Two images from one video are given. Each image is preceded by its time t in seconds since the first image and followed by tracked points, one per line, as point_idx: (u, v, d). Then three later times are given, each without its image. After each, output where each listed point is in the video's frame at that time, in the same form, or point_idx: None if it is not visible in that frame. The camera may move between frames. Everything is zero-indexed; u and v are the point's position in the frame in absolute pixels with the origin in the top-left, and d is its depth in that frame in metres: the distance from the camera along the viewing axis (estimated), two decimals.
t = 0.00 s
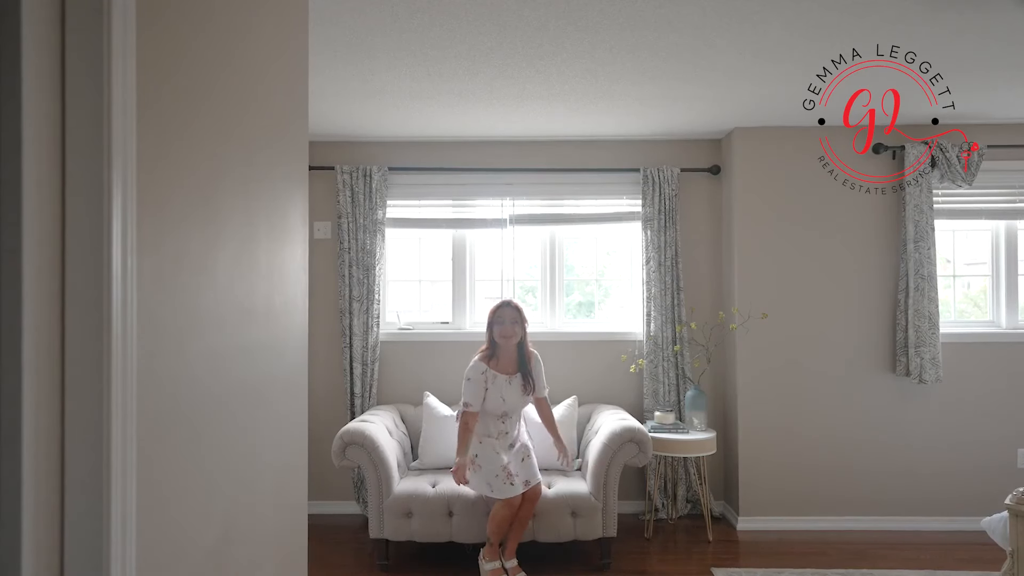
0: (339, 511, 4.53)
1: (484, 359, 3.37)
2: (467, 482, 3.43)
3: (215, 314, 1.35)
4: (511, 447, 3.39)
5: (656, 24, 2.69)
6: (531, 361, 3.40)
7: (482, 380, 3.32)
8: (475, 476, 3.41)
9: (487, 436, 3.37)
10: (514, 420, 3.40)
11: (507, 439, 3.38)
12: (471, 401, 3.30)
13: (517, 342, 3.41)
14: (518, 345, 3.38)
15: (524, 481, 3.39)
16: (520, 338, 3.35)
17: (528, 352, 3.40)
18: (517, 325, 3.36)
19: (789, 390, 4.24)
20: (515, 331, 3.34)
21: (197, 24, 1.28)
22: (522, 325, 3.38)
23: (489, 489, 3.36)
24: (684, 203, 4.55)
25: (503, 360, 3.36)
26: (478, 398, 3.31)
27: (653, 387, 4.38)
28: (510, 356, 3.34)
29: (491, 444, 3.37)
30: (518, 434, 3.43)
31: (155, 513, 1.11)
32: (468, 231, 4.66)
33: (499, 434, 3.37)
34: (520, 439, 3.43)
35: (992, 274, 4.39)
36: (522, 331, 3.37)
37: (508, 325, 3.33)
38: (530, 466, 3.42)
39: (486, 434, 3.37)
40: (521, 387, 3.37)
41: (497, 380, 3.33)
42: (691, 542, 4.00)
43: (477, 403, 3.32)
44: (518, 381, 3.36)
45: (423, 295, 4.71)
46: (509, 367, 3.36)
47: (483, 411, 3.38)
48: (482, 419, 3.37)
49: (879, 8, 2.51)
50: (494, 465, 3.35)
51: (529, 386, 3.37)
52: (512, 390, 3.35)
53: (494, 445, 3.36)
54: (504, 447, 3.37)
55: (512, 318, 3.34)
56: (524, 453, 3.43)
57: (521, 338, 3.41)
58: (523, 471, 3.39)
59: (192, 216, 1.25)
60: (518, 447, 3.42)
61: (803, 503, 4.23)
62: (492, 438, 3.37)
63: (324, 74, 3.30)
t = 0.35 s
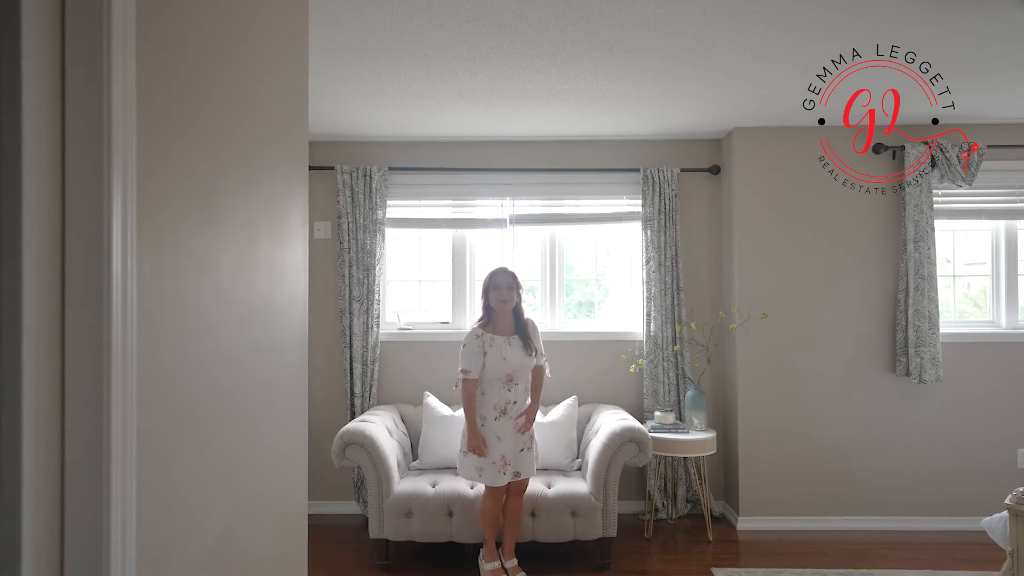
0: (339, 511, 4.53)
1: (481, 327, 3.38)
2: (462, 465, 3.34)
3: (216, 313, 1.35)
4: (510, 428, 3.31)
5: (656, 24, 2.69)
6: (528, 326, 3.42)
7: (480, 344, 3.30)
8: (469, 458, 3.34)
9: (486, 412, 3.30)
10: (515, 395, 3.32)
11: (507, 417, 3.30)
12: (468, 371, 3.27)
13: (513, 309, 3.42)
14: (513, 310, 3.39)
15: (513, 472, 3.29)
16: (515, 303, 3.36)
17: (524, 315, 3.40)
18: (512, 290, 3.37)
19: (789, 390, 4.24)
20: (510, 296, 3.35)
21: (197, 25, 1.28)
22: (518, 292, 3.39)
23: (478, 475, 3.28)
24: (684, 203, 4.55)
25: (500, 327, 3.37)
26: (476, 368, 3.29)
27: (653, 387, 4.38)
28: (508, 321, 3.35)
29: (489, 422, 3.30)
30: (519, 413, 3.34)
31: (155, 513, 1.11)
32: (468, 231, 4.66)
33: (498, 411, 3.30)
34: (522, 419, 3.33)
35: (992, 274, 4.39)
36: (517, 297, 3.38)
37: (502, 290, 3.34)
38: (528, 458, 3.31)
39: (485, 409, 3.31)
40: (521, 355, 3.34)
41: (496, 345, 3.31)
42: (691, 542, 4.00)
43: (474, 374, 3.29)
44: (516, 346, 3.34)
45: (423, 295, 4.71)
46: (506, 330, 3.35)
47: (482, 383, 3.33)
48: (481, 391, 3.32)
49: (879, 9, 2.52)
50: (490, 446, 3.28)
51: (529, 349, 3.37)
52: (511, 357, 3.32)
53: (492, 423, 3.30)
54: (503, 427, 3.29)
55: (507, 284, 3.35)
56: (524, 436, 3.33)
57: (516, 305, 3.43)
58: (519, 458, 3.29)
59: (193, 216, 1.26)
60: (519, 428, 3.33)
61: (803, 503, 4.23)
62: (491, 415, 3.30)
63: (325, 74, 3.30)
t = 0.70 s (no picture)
0: (338, 510, 4.53)
1: (482, 326, 3.38)
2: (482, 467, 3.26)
3: (216, 313, 1.36)
4: (524, 424, 3.27)
5: (656, 24, 2.69)
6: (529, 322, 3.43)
7: (482, 342, 3.30)
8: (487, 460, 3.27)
9: (499, 410, 3.25)
10: (525, 390, 3.30)
11: (520, 412, 3.27)
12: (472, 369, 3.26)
13: (513, 309, 3.43)
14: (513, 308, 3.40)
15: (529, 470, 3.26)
16: (515, 302, 3.37)
17: (525, 314, 3.42)
18: (512, 291, 3.37)
19: (789, 390, 4.24)
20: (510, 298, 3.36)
21: (198, 25, 1.28)
22: (517, 289, 3.40)
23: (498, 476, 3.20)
24: (684, 202, 4.55)
25: (501, 325, 3.38)
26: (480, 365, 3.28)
27: (653, 387, 4.39)
28: (508, 321, 3.37)
29: (502, 420, 3.25)
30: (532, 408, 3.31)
31: (155, 512, 1.11)
32: (468, 231, 4.67)
33: (510, 407, 3.26)
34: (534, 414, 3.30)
35: (991, 274, 4.40)
36: (516, 298, 3.39)
37: (502, 292, 3.35)
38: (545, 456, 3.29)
39: (497, 406, 3.26)
40: (524, 349, 3.35)
41: (498, 341, 3.31)
42: (691, 541, 4.00)
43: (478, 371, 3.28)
44: (519, 341, 3.36)
45: (423, 295, 4.71)
46: (508, 329, 3.36)
47: (489, 380, 3.30)
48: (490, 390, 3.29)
49: (880, 8, 2.52)
50: (507, 445, 3.22)
51: (531, 344, 3.38)
52: (515, 353, 3.32)
53: (506, 421, 3.25)
54: (518, 424, 3.25)
55: (506, 283, 3.36)
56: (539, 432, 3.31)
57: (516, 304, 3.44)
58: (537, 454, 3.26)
59: (194, 216, 1.26)
60: (533, 424, 3.29)
61: (803, 503, 4.23)
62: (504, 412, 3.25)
63: (326, 73, 3.30)
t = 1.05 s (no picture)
0: (334, 510, 4.52)
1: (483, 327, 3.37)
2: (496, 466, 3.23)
3: (213, 313, 1.36)
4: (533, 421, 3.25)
5: (653, 23, 2.69)
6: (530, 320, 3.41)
7: (483, 343, 3.28)
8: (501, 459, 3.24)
9: (506, 409, 3.23)
10: (530, 388, 3.28)
11: (527, 410, 3.25)
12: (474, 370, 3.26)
13: (514, 309, 3.42)
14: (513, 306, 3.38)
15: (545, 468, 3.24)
16: (516, 301, 3.36)
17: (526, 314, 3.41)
18: (512, 291, 3.37)
19: (786, 389, 4.25)
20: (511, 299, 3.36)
21: (197, 26, 1.28)
22: (516, 288, 3.39)
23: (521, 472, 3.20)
24: (680, 202, 4.56)
25: (502, 325, 3.37)
26: (482, 365, 3.28)
27: (649, 387, 4.40)
28: (510, 320, 3.35)
29: (511, 419, 3.23)
30: (536, 406, 3.30)
31: (151, 513, 1.11)
32: (464, 231, 4.67)
33: (517, 406, 3.24)
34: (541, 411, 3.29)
35: (986, 274, 4.42)
36: (517, 298, 3.39)
37: (502, 292, 3.34)
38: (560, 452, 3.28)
39: (504, 406, 3.24)
40: (527, 347, 3.32)
41: (500, 340, 3.28)
42: (688, 541, 4.01)
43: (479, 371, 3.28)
44: (522, 339, 3.32)
45: (419, 295, 4.71)
46: (509, 328, 3.34)
47: (494, 380, 3.28)
48: (496, 388, 3.26)
49: (879, 9, 2.53)
50: (517, 444, 3.20)
51: (534, 342, 3.35)
52: (519, 351, 3.29)
53: (515, 419, 3.23)
54: (526, 422, 3.23)
55: (506, 283, 3.34)
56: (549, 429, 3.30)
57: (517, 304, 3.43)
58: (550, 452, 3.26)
59: (192, 216, 1.26)
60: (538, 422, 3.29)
61: (798, 502, 4.24)
62: (511, 410, 3.23)
63: (322, 73, 3.30)
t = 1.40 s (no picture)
0: (332, 510, 4.52)
1: (494, 328, 3.36)
2: (503, 471, 3.23)
3: (208, 311, 1.34)
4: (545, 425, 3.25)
5: (653, 23, 2.69)
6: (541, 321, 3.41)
7: (495, 345, 3.28)
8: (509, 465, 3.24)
9: (518, 413, 3.22)
10: (543, 390, 3.28)
11: (539, 414, 3.25)
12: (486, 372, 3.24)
13: (525, 310, 3.41)
14: (525, 308, 3.37)
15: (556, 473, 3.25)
16: (527, 302, 3.34)
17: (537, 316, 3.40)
18: (523, 292, 3.35)
19: (784, 389, 4.25)
20: (521, 300, 3.33)
21: (190, 22, 1.27)
22: (528, 290, 3.37)
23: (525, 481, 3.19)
24: (679, 202, 4.56)
25: (513, 326, 3.36)
26: (494, 367, 3.27)
27: (648, 387, 4.40)
28: (520, 321, 3.34)
29: (523, 423, 3.22)
30: (547, 411, 3.29)
31: (147, 516, 1.10)
32: (463, 231, 4.68)
33: (529, 409, 3.23)
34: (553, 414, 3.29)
35: (983, 274, 4.42)
36: (528, 299, 3.35)
37: (514, 293, 3.32)
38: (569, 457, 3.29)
39: (517, 409, 3.23)
40: (540, 349, 3.31)
41: (512, 342, 3.27)
42: (686, 540, 4.01)
43: (491, 373, 3.27)
44: (533, 341, 3.31)
45: (418, 295, 4.71)
46: (520, 329, 3.33)
47: (506, 383, 3.27)
48: (507, 391, 3.25)
49: (878, 9, 2.53)
50: (528, 448, 3.21)
51: (546, 343, 3.35)
52: (532, 353, 3.28)
53: (527, 423, 3.22)
54: (538, 426, 3.24)
55: (518, 284, 3.32)
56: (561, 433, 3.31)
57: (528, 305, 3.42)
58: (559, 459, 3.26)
59: (187, 215, 1.25)
60: (549, 426, 3.29)
61: (797, 502, 4.24)
62: (524, 413, 3.23)
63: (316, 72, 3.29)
